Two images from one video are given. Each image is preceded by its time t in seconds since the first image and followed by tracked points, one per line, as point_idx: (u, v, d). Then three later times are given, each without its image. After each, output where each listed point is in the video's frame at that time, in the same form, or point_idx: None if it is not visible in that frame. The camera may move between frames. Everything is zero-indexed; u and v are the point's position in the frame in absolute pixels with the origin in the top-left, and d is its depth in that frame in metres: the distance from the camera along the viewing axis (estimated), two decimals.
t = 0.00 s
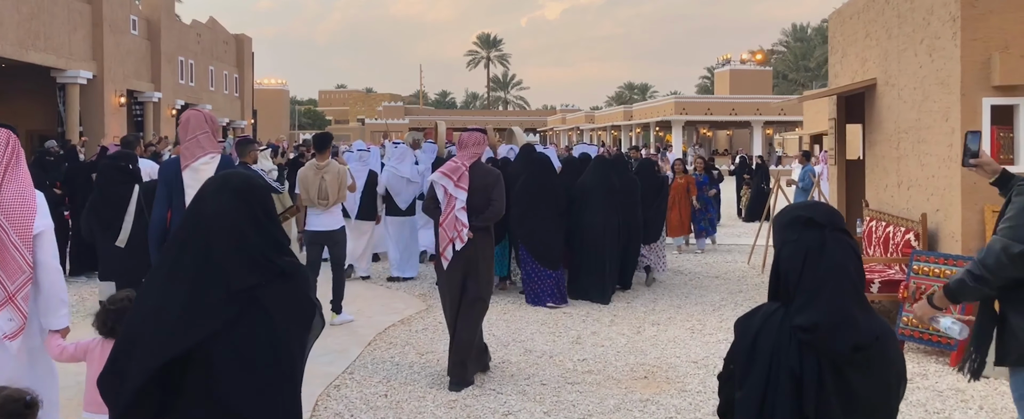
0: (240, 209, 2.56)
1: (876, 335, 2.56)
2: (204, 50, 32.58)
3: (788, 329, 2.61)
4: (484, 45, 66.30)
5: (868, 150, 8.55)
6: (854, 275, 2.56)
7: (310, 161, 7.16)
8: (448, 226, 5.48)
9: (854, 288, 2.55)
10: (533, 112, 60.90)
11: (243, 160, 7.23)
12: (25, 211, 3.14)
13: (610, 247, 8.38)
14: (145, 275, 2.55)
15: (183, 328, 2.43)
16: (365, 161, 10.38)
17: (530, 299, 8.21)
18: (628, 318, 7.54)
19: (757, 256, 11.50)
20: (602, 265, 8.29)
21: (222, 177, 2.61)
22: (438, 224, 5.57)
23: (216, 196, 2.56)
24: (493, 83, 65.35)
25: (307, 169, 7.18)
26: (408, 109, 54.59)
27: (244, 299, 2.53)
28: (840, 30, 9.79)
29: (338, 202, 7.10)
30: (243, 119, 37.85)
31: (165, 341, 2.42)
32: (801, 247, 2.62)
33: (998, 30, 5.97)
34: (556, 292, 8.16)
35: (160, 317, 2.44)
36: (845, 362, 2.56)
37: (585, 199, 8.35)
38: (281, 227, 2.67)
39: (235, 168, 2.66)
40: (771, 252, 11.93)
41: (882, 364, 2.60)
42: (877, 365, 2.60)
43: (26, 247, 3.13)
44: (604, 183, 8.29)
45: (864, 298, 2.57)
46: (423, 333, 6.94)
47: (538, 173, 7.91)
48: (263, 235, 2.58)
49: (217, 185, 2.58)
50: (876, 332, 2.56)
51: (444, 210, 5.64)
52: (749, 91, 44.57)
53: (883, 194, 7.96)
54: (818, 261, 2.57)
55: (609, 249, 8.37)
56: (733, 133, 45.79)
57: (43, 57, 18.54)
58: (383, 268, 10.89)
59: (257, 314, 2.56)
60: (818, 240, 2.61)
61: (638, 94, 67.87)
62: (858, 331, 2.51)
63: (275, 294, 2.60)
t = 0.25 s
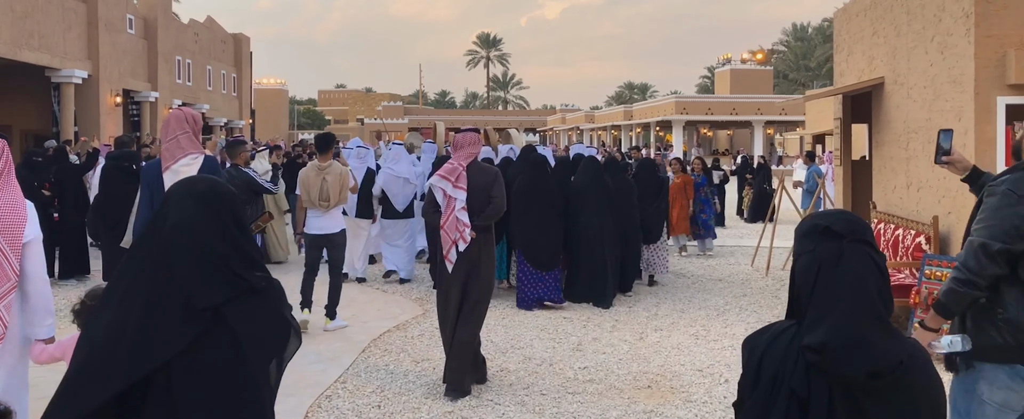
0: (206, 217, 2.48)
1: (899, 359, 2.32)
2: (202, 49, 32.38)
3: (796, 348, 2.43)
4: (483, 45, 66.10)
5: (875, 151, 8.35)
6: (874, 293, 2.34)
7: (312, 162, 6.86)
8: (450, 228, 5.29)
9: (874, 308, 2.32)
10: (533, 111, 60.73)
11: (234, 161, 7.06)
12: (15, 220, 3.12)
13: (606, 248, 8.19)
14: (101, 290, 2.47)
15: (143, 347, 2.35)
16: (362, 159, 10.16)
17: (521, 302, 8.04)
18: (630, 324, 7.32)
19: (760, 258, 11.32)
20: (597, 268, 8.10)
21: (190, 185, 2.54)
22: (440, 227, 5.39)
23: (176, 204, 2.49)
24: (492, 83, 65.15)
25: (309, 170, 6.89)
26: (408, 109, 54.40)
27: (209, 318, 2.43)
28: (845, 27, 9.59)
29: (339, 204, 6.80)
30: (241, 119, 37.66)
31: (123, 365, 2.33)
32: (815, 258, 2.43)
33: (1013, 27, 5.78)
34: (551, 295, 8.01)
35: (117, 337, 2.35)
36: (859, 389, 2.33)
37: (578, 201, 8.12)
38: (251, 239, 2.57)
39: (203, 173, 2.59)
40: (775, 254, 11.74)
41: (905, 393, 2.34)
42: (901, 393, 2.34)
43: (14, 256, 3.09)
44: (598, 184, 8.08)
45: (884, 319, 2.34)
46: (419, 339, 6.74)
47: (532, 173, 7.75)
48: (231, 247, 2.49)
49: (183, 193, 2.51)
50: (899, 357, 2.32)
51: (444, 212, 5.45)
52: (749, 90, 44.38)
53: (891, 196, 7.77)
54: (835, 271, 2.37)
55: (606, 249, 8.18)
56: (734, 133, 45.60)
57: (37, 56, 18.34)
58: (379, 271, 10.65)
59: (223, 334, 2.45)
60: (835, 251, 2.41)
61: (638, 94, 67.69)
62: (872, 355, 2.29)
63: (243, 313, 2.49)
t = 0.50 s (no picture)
0: (166, 228, 2.32)
1: (925, 387, 2.11)
2: (199, 48, 32.19)
3: (812, 368, 2.26)
4: (482, 45, 65.93)
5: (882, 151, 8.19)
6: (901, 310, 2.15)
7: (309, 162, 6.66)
8: (458, 227, 5.14)
9: (900, 327, 2.13)
10: (532, 111, 60.56)
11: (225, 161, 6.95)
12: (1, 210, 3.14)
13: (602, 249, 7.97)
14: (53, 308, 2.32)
15: (95, 374, 2.20)
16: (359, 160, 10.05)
17: (523, 306, 7.97)
18: (633, 329, 7.15)
19: (762, 259, 11.18)
20: (594, 269, 7.90)
21: (150, 193, 2.38)
22: (446, 228, 5.22)
23: (134, 217, 2.33)
24: (491, 82, 64.96)
25: (306, 171, 6.67)
26: (406, 109, 54.24)
27: (170, 342, 2.27)
28: (851, 25, 9.42)
29: (334, 207, 6.63)
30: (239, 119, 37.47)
31: (78, 395, 2.20)
32: (838, 269, 2.27)
33: None
34: (553, 297, 7.93)
35: (68, 366, 2.21)
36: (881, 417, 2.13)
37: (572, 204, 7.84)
38: (217, 252, 2.41)
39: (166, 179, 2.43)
40: (777, 256, 11.59)
41: None
42: None
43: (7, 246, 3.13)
44: (589, 186, 7.85)
45: (912, 343, 2.14)
46: (416, 345, 6.57)
47: (532, 176, 7.58)
48: (194, 262, 2.33)
49: (143, 202, 2.35)
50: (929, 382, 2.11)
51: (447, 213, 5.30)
52: (749, 90, 44.23)
53: (898, 198, 7.61)
54: (866, 282, 2.20)
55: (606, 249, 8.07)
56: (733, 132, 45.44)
57: (31, 56, 18.16)
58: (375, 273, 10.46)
59: (186, 360, 2.31)
60: (861, 261, 2.24)
61: (637, 93, 67.55)
62: (896, 381, 2.10)
63: (209, 336, 2.33)
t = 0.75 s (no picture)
0: (111, 229, 2.44)
1: (976, 404, 2.11)
2: (195, 48, 31.95)
3: (849, 379, 2.25)
4: (481, 45, 65.65)
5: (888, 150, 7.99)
6: (953, 317, 2.13)
7: (297, 162, 6.45)
8: (460, 226, 4.95)
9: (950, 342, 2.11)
10: (531, 112, 60.33)
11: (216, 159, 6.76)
12: None
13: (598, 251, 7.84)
14: None
15: (42, 391, 2.33)
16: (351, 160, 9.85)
17: (522, 309, 7.67)
18: (634, 333, 6.93)
19: (763, 262, 10.97)
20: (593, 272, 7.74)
21: (92, 194, 2.50)
22: (447, 228, 5.02)
23: (73, 226, 2.43)
24: (490, 83, 64.76)
25: (294, 171, 6.49)
26: (405, 109, 54.02)
27: (112, 358, 2.39)
28: (855, 22, 9.23)
29: (325, 208, 6.40)
30: (235, 119, 37.19)
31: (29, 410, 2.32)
32: (886, 270, 2.24)
33: None
34: (551, 301, 7.75)
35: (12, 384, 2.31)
36: None
37: (568, 204, 7.59)
38: (166, 261, 2.56)
39: (109, 179, 2.56)
40: (780, 258, 11.39)
41: None
42: None
43: None
44: (583, 185, 7.64)
45: (958, 355, 2.12)
46: (410, 350, 6.35)
47: (541, 175, 7.51)
48: (137, 269, 2.44)
49: (85, 211, 2.46)
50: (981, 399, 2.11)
51: (449, 214, 5.08)
52: (748, 90, 44.02)
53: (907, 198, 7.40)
54: (914, 281, 2.16)
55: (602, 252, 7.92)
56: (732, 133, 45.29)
57: (23, 54, 17.91)
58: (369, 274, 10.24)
59: (132, 373, 2.44)
60: (906, 262, 2.22)
61: (636, 94, 67.37)
62: (945, 398, 2.08)
63: (156, 352, 2.45)
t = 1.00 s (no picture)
0: (26, 250, 1.91)
1: None
2: (193, 47, 31.76)
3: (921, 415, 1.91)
4: (480, 45, 65.46)
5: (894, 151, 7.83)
6: None
7: (286, 163, 6.30)
8: (456, 230, 4.82)
9: None
10: (530, 112, 60.16)
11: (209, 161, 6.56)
12: None
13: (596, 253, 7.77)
14: None
15: None
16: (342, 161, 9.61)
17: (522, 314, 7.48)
18: (635, 338, 6.77)
19: (765, 264, 10.82)
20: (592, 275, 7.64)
21: (19, 206, 1.98)
22: (444, 232, 4.88)
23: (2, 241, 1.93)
24: (489, 82, 64.59)
25: (283, 173, 6.32)
26: (404, 109, 53.84)
27: (39, 406, 1.88)
28: (860, 21, 9.03)
29: (317, 210, 6.24)
30: (234, 119, 37.00)
31: None
32: (952, 292, 1.89)
33: None
34: (552, 304, 7.60)
35: None
36: None
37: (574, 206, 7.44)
38: (111, 290, 1.99)
39: (54, 189, 2.04)
40: (782, 260, 11.23)
41: None
42: None
43: None
44: (583, 185, 7.58)
45: None
46: (404, 357, 6.19)
47: (548, 178, 7.32)
48: (70, 294, 1.89)
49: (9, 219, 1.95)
50: None
51: (445, 217, 4.93)
52: (749, 90, 43.86)
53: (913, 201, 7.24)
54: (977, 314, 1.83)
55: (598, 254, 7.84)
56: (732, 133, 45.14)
57: (18, 54, 17.72)
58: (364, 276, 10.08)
59: None
60: (983, 287, 1.84)
61: (635, 94, 67.21)
62: None
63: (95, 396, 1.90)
